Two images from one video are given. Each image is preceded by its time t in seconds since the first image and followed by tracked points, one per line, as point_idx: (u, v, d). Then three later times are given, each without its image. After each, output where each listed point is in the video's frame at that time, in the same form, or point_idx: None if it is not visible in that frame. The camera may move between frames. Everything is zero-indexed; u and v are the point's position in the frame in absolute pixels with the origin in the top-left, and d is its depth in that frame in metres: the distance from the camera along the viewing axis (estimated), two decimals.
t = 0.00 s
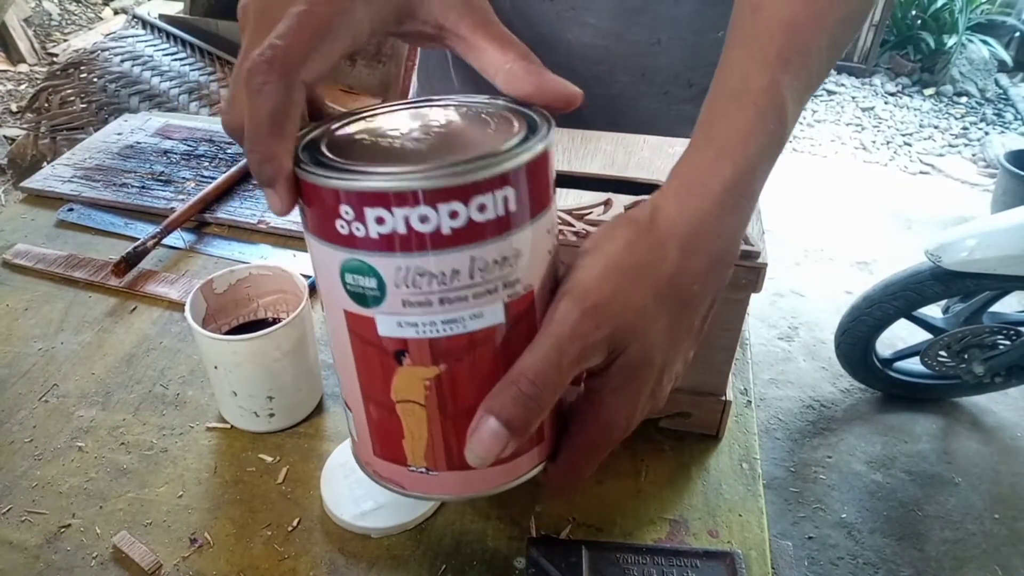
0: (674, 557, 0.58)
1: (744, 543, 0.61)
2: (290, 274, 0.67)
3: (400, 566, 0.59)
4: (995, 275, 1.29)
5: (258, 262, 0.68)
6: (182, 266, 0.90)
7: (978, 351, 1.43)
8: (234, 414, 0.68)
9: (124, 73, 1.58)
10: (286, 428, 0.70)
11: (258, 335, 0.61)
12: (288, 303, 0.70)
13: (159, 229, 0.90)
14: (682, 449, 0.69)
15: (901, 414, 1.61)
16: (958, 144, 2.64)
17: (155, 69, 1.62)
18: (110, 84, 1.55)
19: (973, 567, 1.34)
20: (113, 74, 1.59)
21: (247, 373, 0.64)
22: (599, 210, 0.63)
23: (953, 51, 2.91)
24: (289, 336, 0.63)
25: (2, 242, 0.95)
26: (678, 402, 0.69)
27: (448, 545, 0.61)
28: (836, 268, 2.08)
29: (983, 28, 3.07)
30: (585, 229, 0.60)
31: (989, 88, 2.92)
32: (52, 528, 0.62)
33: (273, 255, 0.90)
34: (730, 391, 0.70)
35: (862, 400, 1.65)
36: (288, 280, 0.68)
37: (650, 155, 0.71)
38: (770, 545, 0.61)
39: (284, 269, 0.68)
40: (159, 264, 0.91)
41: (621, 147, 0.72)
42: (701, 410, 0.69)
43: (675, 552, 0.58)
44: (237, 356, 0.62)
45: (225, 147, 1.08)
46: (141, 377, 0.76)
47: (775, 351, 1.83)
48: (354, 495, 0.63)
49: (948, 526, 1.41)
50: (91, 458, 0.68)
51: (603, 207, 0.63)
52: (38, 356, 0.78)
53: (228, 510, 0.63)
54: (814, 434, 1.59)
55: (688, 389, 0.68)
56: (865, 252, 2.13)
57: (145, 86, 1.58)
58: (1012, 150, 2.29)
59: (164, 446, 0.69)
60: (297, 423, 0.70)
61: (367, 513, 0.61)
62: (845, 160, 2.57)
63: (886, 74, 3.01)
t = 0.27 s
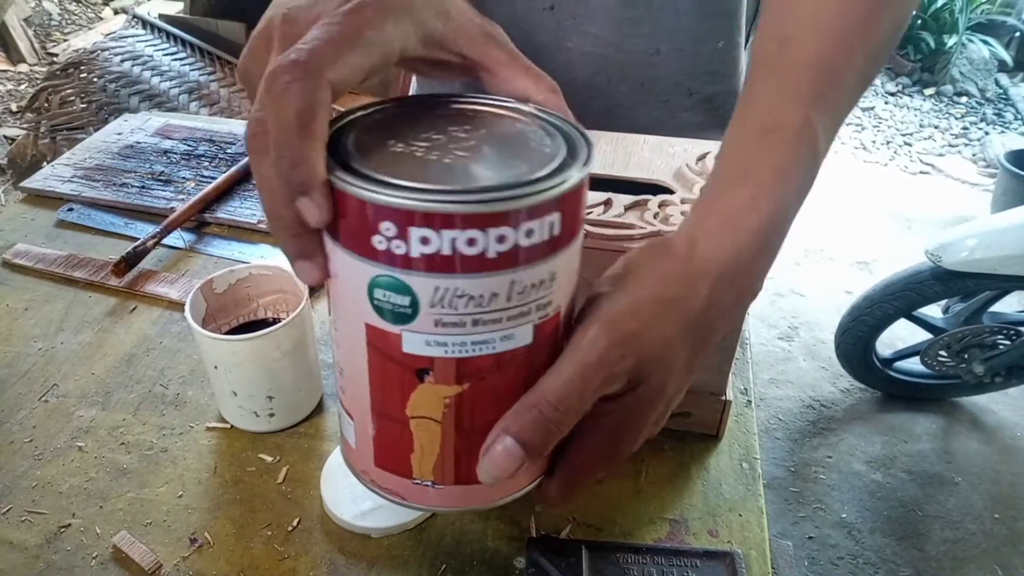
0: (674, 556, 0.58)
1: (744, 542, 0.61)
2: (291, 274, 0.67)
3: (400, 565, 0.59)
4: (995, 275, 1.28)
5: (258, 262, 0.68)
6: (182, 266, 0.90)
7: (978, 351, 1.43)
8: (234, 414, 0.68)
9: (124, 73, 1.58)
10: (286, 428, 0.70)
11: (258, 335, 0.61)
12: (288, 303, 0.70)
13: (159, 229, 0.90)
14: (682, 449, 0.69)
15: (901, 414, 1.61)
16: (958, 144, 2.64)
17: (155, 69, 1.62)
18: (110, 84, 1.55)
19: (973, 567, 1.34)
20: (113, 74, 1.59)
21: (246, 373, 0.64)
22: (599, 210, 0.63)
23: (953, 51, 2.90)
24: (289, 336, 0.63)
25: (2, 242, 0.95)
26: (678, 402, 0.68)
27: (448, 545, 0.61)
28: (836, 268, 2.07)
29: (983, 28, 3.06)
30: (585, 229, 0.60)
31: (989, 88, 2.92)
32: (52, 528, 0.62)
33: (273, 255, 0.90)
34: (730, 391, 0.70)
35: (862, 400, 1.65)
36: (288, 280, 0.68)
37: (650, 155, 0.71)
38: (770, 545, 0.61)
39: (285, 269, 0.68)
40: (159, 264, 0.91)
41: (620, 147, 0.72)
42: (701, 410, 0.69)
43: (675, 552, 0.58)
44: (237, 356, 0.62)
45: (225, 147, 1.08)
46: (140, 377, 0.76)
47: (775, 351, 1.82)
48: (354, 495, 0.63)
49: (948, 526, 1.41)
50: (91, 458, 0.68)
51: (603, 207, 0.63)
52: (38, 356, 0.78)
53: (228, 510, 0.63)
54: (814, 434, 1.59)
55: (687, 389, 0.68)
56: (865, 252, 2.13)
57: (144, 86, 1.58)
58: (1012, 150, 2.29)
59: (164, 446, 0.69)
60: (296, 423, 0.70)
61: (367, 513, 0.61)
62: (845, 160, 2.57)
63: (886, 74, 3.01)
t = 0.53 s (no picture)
0: (674, 556, 0.58)
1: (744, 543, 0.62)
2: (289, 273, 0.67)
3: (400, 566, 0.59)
4: (995, 275, 1.28)
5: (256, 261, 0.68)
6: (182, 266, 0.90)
7: (978, 351, 1.42)
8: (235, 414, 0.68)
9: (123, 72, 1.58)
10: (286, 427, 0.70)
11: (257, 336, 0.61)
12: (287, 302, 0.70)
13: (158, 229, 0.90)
14: (682, 448, 0.69)
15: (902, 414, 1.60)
16: (958, 144, 2.64)
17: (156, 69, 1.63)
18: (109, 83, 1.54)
19: (973, 567, 1.35)
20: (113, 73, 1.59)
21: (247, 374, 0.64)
22: (599, 210, 0.62)
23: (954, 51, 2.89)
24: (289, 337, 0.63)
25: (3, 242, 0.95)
26: (678, 402, 0.68)
27: (448, 545, 0.61)
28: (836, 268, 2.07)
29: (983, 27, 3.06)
30: (586, 229, 0.61)
31: (989, 88, 2.92)
32: (52, 529, 0.62)
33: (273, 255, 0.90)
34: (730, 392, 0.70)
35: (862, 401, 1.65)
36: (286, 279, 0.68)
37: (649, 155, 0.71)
38: (770, 545, 0.62)
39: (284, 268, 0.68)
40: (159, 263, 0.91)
41: (619, 147, 0.72)
42: (700, 410, 0.68)
43: (675, 552, 0.58)
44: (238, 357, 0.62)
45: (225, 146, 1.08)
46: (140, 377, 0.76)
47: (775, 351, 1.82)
48: (355, 496, 0.63)
49: (948, 526, 1.41)
50: (92, 458, 0.68)
51: (603, 207, 0.63)
52: (38, 355, 0.78)
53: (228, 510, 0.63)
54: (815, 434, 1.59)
55: (687, 389, 0.68)
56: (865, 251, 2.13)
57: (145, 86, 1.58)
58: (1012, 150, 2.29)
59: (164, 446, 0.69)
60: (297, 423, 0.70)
61: (368, 513, 0.61)
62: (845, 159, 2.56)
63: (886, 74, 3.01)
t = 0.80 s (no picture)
0: (675, 557, 0.58)
1: (744, 542, 0.61)
2: (289, 272, 0.67)
3: (399, 566, 0.59)
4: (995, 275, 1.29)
5: (257, 262, 0.68)
6: (182, 266, 0.90)
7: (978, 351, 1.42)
8: (234, 414, 0.68)
9: (125, 74, 1.58)
10: (286, 427, 0.70)
11: (258, 334, 0.61)
12: (287, 302, 0.70)
13: (159, 230, 0.90)
14: (682, 448, 0.69)
15: (902, 414, 1.60)
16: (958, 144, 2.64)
17: (156, 70, 1.63)
18: (110, 84, 1.54)
19: (973, 567, 1.36)
20: (114, 74, 1.59)
21: (246, 373, 0.63)
22: (599, 210, 0.62)
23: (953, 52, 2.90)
24: (288, 337, 0.63)
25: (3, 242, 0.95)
26: (678, 402, 0.68)
27: (448, 545, 0.61)
28: (836, 268, 2.08)
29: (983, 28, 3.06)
30: (585, 229, 0.60)
31: (989, 89, 2.92)
32: (52, 529, 0.62)
33: (273, 255, 0.90)
34: (730, 391, 0.70)
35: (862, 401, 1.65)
36: (286, 279, 0.68)
37: (650, 156, 0.71)
38: (770, 545, 0.62)
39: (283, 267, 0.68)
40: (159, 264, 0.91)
41: (619, 147, 0.72)
42: (700, 410, 0.68)
43: (675, 552, 0.58)
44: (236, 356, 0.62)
45: (225, 146, 1.08)
46: (140, 377, 0.76)
47: (775, 351, 1.83)
48: (354, 496, 0.63)
49: (948, 526, 1.41)
50: (91, 458, 0.68)
51: (603, 207, 0.63)
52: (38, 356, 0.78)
53: (228, 510, 0.63)
54: (815, 434, 1.59)
55: (688, 389, 0.68)
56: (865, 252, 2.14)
57: (145, 87, 1.58)
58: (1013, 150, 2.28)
59: (164, 446, 0.69)
60: (296, 423, 0.70)
61: (368, 513, 0.61)
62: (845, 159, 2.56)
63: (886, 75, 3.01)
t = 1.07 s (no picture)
0: (674, 557, 0.58)
1: (744, 543, 0.62)
2: (289, 272, 0.67)
3: (400, 565, 0.59)
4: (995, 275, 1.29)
5: (257, 262, 0.68)
6: (182, 266, 0.90)
7: (978, 351, 1.43)
8: (234, 414, 0.68)
9: (125, 74, 1.58)
10: (287, 427, 0.70)
11: (258, 334, 0.61)
12: (287, 302, 0.70)
13: (159, 230, 0.90)
14: (682, 448, 0.69)
15: (902, 414, 1.60)
16: (958, 144, 2.64)
17: (156, 70, 1.63)
18: (111, 85, 1.54)
19: (974, 567, 1.35)
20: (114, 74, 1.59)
21: (246, 373, 0.63)
22: (599, 210, 0.62)
23: (953, 52, 2.91)
24: (289, 337, 0.63)
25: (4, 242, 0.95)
26: (678, 402, 0.68)
27: (448, 546, 0.61)
28: (836, 268, 2.08)
29: (983, 28, 3.06)
30: (585, 229, 0.60)
31: (989, 88, 2.92)
32: (52, 528, 0.62)
33: (273, 255, 0.90)
34: (730, 391, 0.70)
35: (862, 400, 1.65)
36: (285, 278, 0.68)
37: (650, 156, 0.71)
38: (770, 545, 0.61)
39: (283, 267, 0.68)
40: (159, 264, 0.91)
41: (618, 148, 0.72)
42: (700, 410, 0.68)
43: (675, 552, 0.58)
44: (236, 356, 0.62)
45: (225, 146, 1.08)
46: (140, 377, 0.76)
47: (775, 351, 1.83)
48: (355, 495, 0.63)
49: (948, 526, 1.41)
50: (91, 458, 0.68)
51: (603, 207, 0.63)
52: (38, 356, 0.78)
53: (228, 510, 0.63)
54: (815, 434, 1.59)
55: (688, 388, 0.68)
56: (865, 251, 2.14)
57: (145, 86, 1.58)
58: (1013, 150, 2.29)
59: (164, 446, 0.69)
60: (297, 422, 0.70)
61: (368, 513, 0.61)
62: (845, 160, 2.56)
63: (886, 74, 3.01)
